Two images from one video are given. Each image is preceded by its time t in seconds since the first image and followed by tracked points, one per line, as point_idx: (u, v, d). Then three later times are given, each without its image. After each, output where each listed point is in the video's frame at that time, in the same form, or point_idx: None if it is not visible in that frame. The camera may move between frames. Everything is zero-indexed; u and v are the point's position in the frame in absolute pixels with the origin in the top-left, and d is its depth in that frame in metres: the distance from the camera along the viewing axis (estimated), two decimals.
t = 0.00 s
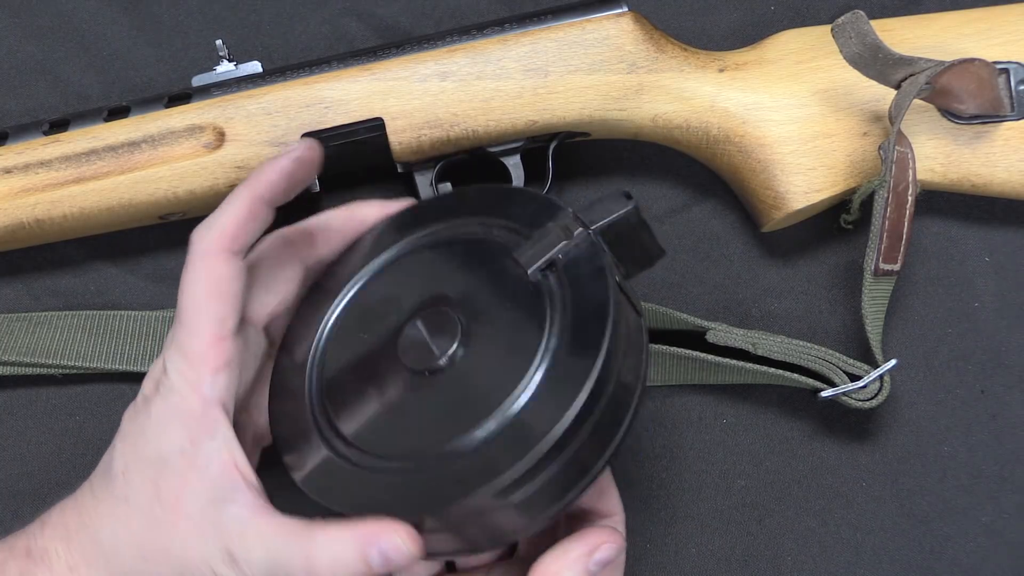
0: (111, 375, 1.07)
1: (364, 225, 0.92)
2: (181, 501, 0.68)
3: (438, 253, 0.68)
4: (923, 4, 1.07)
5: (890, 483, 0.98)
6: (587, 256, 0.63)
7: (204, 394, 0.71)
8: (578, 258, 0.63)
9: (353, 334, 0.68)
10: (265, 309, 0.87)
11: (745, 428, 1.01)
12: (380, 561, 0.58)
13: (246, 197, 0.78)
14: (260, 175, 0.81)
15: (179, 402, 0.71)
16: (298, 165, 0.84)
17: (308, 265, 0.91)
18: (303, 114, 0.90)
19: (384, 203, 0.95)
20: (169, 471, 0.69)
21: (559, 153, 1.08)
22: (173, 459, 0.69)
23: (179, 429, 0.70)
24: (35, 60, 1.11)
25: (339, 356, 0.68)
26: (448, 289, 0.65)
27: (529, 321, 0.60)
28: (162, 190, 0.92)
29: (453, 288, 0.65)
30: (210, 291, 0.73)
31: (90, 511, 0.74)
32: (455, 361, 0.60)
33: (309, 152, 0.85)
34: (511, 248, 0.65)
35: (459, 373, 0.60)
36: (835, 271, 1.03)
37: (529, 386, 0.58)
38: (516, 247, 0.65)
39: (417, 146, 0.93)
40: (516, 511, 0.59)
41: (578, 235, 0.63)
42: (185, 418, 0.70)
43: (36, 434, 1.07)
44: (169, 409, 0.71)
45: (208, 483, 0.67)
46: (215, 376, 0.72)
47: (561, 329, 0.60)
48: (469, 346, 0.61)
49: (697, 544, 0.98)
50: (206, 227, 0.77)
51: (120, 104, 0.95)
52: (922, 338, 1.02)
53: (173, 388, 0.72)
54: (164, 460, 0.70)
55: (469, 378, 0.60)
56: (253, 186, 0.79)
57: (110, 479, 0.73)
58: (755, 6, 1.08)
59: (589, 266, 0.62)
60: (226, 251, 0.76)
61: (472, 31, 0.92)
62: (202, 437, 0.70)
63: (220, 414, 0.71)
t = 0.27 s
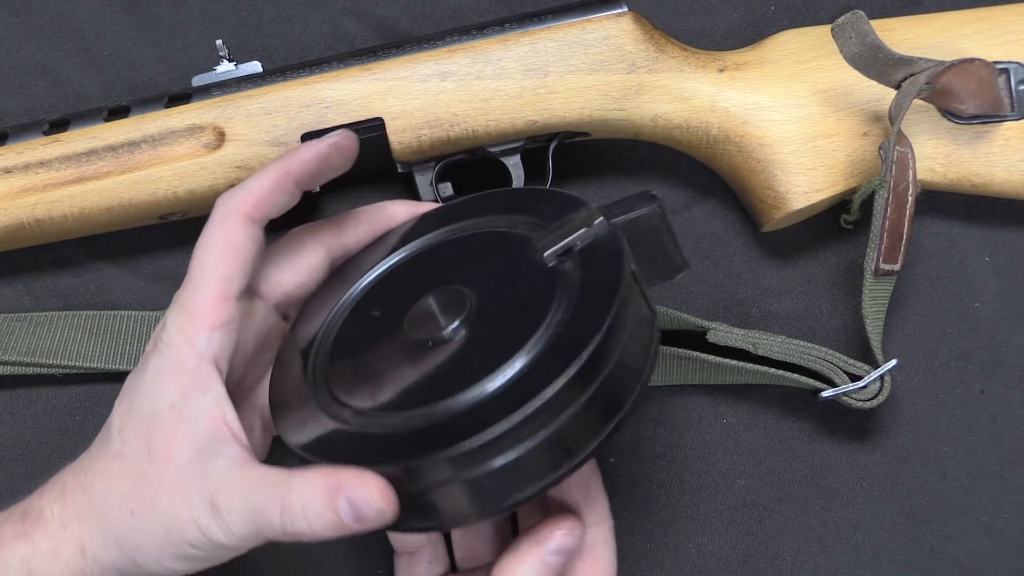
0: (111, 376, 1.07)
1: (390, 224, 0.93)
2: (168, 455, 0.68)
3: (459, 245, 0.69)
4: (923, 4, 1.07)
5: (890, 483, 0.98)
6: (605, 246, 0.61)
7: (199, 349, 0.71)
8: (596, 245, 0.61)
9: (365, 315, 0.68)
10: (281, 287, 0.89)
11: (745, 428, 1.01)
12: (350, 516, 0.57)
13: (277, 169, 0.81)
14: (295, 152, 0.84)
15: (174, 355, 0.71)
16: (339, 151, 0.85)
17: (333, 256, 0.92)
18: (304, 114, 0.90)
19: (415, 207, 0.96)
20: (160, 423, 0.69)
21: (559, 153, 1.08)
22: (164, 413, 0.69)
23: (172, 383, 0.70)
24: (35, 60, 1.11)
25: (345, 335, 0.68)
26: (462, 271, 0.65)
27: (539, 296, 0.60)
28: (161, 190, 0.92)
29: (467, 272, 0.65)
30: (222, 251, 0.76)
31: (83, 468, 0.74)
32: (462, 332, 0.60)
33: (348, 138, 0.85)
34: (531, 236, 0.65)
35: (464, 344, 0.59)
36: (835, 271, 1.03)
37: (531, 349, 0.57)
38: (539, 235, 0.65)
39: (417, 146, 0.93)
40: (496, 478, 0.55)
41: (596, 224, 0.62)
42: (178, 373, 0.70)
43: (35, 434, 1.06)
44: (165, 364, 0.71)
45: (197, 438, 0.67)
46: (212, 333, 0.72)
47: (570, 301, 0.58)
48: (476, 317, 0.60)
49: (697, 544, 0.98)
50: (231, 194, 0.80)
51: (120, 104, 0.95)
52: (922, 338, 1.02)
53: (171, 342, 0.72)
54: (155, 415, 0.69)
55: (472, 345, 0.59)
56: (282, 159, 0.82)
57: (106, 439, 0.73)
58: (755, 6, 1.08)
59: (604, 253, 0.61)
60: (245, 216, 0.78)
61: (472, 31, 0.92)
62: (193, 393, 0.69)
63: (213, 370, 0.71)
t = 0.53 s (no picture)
0: (111, 375, 1.07)
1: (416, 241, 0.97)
2: (157, 432, 0.68)
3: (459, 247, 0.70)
4: (923, 4, 1.07)
5: (889, 483, 0.98)
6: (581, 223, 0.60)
7: (203, 333, 0.72)
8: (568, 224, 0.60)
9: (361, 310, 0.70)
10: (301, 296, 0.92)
11: (745, 428, 1.01)
12: (293, 466, 0.55)
13: (305, 178, 0.83)
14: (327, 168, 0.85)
15: (179, 337, 0.72)
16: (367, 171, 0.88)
17: (359, 271, 0.95)
18: (303, 114, 0.90)
19: (439, 235, 0.97)
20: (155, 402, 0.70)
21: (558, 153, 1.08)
22: (157, 389, 0.70)
23: (169, 360, 0.71)
24: (35, 60, 1.11)
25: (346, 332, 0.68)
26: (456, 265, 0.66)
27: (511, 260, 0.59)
28: (161, 190, 0.92)
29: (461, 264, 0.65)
30: (237, 243, 0.77)
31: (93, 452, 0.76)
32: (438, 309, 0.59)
33: (382, 160, 0.89)
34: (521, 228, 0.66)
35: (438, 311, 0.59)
36: (835, 271, 1.03)
37: (492, 300, 0.55)
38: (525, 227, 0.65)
39: (417, 146, 0.93)
40: (451, 429, 0.53)
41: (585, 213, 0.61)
42: (176, 352, 0.71)
43: (35, 434, 1.07)
44: (168, 345, 0.73)
45: (184, 416, 0.68)
46: (217, 319, 0.73)
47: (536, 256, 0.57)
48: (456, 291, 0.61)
49: (697, 543, 0.98)
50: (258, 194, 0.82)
51: (120, 104, 0.95)
52: (922, 338, 1.02)
53: (177, 325, 0.73)
54: (151, 391, 0.70)
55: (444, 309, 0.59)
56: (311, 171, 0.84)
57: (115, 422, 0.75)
58: (756, 5, 1.08)
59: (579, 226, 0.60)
60: (266, 214, 0.80)
61: (472, 31, 0.92)
62: (188, 372, 0.70)
63: (212, 356, 0.71)
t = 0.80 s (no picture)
0: (111, 375, 1.07)
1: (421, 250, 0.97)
2: (150, 408, 0.70)
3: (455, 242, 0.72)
4: (923, 4, 1.07)
5: (890, 483, 0.98)
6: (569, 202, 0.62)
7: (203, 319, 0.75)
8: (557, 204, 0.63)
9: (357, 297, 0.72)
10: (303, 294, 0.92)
11: (745, 427, 1.01)
12: (266, 418, 0.53)
13: (312, 177, 0.83)
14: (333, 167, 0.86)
15: (182, 322, 0.75)
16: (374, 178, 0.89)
17: (364, 275, 0.95)
18: (303, 114, 0.90)
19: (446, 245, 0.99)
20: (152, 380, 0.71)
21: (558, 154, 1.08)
22: (153, 366, 0.72)
23: (167, 341, 0.74)
24: (35, 60, 1.11)
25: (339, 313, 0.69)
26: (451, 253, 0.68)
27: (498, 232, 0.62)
28: (161, 190, 0.92)
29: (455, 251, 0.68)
30: (240, 235, 0.78)
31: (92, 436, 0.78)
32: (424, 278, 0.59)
33: (388, 166, 0.90)
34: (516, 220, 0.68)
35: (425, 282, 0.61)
36: (835, 271, 1.03)
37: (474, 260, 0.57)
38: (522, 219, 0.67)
39: (417, 146, 0.93)
40: (428, 373, 0.55)
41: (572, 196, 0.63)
42: (174, 333, 0.74)
43: (35, 434, 1.07)
44: (167, 327, 0.75)
45: (175, 392, 0.69)
46: (218, 305, 0.76)
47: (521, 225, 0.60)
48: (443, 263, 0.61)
49: (697, 543, 0.98)
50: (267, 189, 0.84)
51: (120, 104, 0.95)
52: (922, 338, 1.02)
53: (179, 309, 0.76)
54: (147, 370, 0.73)
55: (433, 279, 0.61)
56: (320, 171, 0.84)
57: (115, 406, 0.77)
58: (756, 6, 1.08)
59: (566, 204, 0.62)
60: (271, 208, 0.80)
61: (472, 31, 0.92)
62: (184, 352, 0.72)
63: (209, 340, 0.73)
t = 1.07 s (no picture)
0: (111, 376, 1.07)
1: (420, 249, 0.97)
2: (152, 398, 0.70)
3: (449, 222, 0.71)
4: (922, 4, 1.07)
5: (890, 483, 0.98)
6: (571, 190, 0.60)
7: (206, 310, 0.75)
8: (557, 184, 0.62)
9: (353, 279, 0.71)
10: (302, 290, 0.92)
11: (745, 427, 1.01)
12: (272, 397, 0.54)
13: (314, 175, 0.84)
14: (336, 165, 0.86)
15: (184, 313, 0.75)
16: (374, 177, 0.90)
17: (365, 275, 0.95)
18: (304, 114, 0.90)
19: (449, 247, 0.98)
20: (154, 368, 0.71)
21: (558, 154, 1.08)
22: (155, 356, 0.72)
23: (169, 332, 0.74)
24: (35, 60, 1.11)
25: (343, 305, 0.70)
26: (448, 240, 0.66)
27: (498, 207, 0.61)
28: (162, 190, 0.92)
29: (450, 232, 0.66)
30: (242, 229, 0.79)
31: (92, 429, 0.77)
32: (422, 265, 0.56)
33: (388, 164, 0.90)
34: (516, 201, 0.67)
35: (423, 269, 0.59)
36: (835, 271, 1.03)
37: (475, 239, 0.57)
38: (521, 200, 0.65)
39: (417, 146, 0.93)
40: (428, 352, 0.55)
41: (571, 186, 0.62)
42: (177, 324, 0.74)
43: (35, 435, 1.07)
44: (169, 319, 0.75)
45: (177, 381, 0.69)
46: (220, 297, 0.76)
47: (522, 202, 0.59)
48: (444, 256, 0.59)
49: (697, 543, 0.98)
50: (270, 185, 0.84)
51: (120, 104, 0.95)
52: (922, 338, 1.02)
53: (182, 300, 0.76)
54: (149, 360, 0.72)
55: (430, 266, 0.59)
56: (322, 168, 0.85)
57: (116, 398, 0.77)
58: (756, 6, 1.08)
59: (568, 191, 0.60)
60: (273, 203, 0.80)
61: (472, 31, 0.92)
62: (187, 342, 0.72)
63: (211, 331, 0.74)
